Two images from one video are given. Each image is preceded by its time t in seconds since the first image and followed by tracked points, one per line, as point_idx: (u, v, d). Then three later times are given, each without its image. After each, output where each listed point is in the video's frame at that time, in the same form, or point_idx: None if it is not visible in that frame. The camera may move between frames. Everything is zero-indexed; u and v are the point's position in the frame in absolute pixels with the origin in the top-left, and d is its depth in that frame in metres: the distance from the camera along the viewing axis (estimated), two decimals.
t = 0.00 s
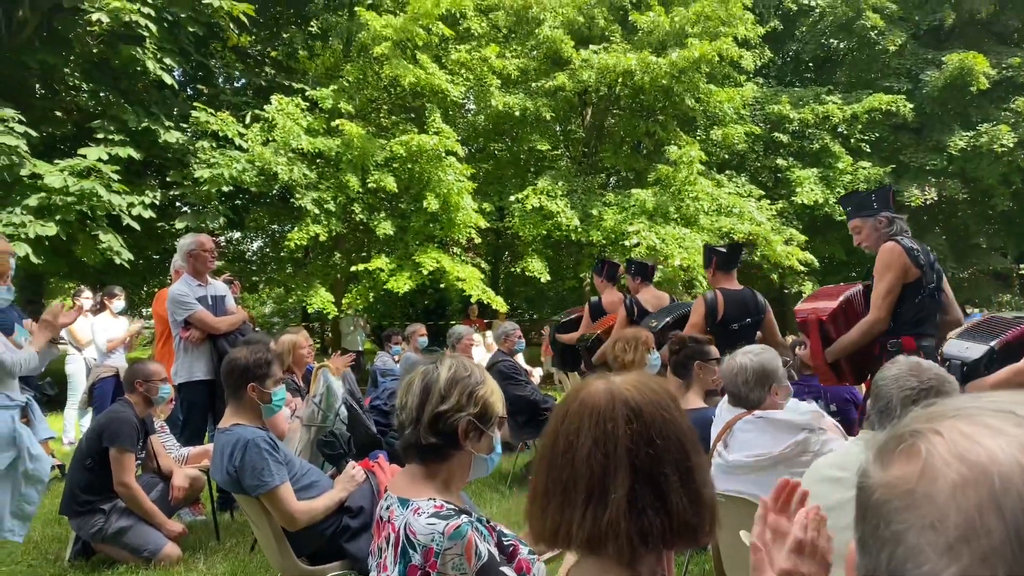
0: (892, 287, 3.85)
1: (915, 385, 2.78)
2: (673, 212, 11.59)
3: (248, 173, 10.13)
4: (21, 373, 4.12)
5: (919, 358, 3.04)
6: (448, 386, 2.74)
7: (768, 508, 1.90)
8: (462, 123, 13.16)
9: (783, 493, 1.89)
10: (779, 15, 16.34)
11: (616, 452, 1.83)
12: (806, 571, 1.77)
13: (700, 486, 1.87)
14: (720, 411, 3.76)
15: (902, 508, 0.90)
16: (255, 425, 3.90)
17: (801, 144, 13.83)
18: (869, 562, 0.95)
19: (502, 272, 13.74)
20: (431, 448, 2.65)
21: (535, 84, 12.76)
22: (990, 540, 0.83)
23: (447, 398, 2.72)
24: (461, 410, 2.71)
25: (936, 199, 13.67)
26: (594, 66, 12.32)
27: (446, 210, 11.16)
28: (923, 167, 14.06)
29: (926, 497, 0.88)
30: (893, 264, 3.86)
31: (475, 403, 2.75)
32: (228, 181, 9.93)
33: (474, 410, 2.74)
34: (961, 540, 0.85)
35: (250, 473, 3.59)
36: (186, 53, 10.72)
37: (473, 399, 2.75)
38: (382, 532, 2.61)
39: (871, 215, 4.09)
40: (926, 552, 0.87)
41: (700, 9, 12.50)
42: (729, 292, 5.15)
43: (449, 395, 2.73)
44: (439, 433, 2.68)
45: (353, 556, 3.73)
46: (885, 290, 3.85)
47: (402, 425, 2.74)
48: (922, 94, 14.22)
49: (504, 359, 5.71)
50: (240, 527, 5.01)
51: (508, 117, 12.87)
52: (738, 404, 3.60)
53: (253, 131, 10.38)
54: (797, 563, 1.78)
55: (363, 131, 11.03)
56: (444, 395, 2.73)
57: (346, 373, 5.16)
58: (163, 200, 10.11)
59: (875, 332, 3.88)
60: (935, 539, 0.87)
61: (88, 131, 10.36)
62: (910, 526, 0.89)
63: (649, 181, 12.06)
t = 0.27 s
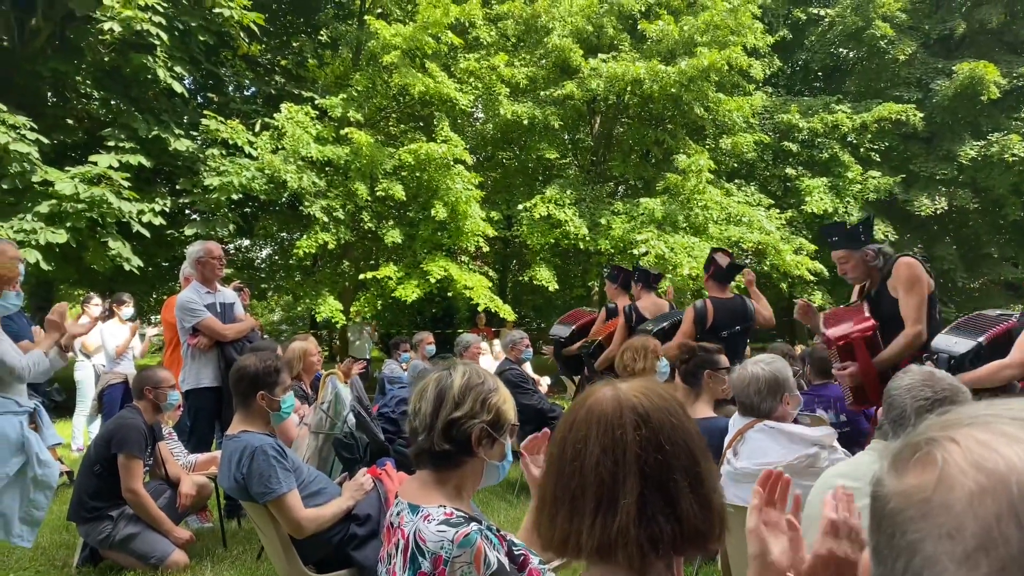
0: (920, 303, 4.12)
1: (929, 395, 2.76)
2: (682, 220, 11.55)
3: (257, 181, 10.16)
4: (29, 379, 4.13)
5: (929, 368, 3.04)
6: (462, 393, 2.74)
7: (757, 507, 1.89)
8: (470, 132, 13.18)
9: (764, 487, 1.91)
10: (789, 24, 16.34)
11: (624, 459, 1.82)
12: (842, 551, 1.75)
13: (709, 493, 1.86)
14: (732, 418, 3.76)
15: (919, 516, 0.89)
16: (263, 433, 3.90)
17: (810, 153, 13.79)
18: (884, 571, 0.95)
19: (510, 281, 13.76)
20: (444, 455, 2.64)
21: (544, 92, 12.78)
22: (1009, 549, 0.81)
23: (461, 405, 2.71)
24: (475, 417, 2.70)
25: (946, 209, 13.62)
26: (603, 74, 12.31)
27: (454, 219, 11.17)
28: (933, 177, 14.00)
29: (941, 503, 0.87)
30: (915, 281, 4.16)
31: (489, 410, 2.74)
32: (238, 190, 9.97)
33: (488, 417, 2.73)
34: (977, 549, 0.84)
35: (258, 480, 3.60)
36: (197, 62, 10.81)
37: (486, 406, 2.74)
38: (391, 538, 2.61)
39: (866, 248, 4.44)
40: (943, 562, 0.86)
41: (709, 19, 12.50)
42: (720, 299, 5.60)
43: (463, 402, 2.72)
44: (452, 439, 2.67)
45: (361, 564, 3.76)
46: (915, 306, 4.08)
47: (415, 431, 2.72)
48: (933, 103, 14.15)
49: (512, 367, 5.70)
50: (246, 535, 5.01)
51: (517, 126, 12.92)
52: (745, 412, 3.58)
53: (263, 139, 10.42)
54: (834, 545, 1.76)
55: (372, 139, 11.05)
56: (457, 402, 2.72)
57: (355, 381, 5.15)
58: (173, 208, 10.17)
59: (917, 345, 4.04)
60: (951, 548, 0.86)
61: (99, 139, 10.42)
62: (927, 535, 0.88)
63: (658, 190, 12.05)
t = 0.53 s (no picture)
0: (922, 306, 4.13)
1: (940, 397, 2.74)
2: (691, 224, 11.54)
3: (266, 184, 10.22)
4: (39, 378, 4.16)
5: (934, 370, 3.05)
6: (474, 394, 2.75)
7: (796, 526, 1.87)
8: (478, 135, 13.23)
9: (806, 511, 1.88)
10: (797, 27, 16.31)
11: (632, 458, 1.83)
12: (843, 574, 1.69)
13: (716, 493, 1.86)
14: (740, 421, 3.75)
15: (927, 508, 0.90)
16: (272, 433, 3.92)
17: (818, 156, 13.77)
18: (893, 565, 0.95)
19: (517, 284, 13.78)
20: (456, 454, 2.64)
21: (551, 95, 12.80)
22: (1018, 542, 0.82)
23: (473, 405, 2.72)
24: (486, 418, 2.72)
25: (956, 212, 13.56)
26: (610, 78, 12.31)
27: (462, 222, 11.20)
28: (942, 180, 13.96)
29: (949, 495, 0.88)
30: (916, 285, 4.16)
31: (500, 411, 2.76)
32: (247, 193, 10.02)
33: (499, 418, 2.74)
34: (987, 542, 0.84)
35: (268, 480, 3.62)
36: (207, 65, 10.89)
37: (497, 407, 2.76)
38: (400, 537, 2.62)
39: (861, 254, 4.51)
40: (952, 554, 0.87)
41: (717, 22, 12.49)
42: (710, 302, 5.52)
43: (474, 403, 2.74)
44: (463, 439, 2.68)
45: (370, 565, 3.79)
46: (918, 311, 4.10)
47: (427, 431, 2.73)
48: (942, 107, 14.09)
49: (520, 370, 5.72)
50: (255, 536, 5.03)
51: (525, 129, 12.98)
52: (755, 414, 3.59)
53: (272, 142, 10.48)
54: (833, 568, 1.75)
55: (380, 143, 11.09)
56: (469, 402, 2.73)
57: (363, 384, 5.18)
58: (183, 211, 10.24)
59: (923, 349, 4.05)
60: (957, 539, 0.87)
61: (109, 142, 10.49)
62: (934, 528, 0.89)
63: (666, 194, 12.04)
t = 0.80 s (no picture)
0: (899, 302, 4.16)
1: (951, 397, 2.73)
2: (698, 223, 11.50)
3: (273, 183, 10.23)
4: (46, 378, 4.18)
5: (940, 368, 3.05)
6: (485, 394, 2.75)
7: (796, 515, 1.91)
8: (485, 134, 13.26)
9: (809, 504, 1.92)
10: (805, 27, 16.27)
11: (642, 456, 1.81)
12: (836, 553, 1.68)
13: (726, 491, 1.85)
14: (758, 415, 3.72)
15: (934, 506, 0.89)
16: (279, 433, 3.94)
17: (826, 155, 13.72)
18: (903, 563, 0.94)
19: (525, 284, 13.78)
20: (466, 455, 2.63)
21: (558, 95, 12.80)
22: None
23: (484, 406, 2.72)
24: (497, 419, 2.71)
25: (964, 211, 13.49)
26: (618, 77, 12.30)
27: (468, 222, 11.19)
28: (951, 180, 13.90)
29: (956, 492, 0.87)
30: (898, 280, 4.19)
31: (511, 412, 2.76)
32: (254, 193, 10.04)
33: (510, 419, 2.74)
34: (993, 540, 0.83)
35: (275, 479, 3.64)
36: (215, 66, 10.92)
37: (507, 409, 2.76)
38: (406, 537, 2.61)
39: (858, 240, 4.49)
40: (959, 552, 0.86)
41: (724, 21, 12.46)
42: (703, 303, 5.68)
43: (486, 404, 2.73)
44: (473, 439, 2.67)
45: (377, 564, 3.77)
46: (893, 308, 4.15)
47: (437, 431, 2.72)
48: (951, 105, 14.03)
49: (527, 369, 5.73)
50: (262, 535, 5.04)
51: (532, 129, 12.99)
52: (777, 409, 3.56)
53: (279, 142, 10.51)
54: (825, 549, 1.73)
55: (387, 142, 11.10)
56: (480, 403, 2.73)
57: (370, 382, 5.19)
58: (191, 211, 10.27)
59: (889, 343, 4.14)
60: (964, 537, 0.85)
61: (117, 142, 10.52)
62: (941, 525, 0.88)
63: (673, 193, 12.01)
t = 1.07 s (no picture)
0: (874, 297, 4.13)
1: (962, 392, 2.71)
2: (705, 220, 11.47)
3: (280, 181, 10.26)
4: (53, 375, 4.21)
5: (952, 365, 3.03)
6: (495, 390, 2.74)
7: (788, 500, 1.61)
8: (492, 132, 13.28)
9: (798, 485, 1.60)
10: (813, 23, 16.20)
11: (647, 456, 1.79)
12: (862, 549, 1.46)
13: (732, 487, 1.83)
14: (785, 404, 3.66)
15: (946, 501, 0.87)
16: (288, 430, 3.96)
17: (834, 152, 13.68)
18: (911, 556, 0.93)
19: (532, 281, 13.79)
20: (477, 451, 2.63)
21: (565, 92, 12.79)
22: None
23: (495, 402, 2.71)
24: (507, 414, 2.71)
25: (974, 207, 13.42)
26: (625, 74, 12.27)
27: (475, 220, 11.20)
28: (960, 176, 13.83)
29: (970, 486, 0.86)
30: (875, 277, 4.15)
31: (522, 406, 2.76)
32: (262, 191, 10.07)
33: (521, 414, 2.74)
34: (1005, 533, 0.82)
35: (283, 476, 3.67)
36: (222, 65, 10.95)
37: (517, 404, 2.75)
38: (415, 531, 2.61)
39: (850, 232, 4.43)
40: (970, 545, 0.85)
41: (732, 18, 12.41)
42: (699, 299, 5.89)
43: (496, 399, 2.72)
44: (484, 435, 2.67)
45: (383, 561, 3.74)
46: (866, 304, 4.12)
47: (447, 427, 2.71)
48: (960, 101, 13.94)
49: (534, 366, 5.73)
50: (270, 532, 5.06)
51: (539, 126, 13.00)
52: (806, 400, 3.52)
53: (287, 140, 10.53)
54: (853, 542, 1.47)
55: (394, 140, 11.11)
56: (491, 399, 2.72)
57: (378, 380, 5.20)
58: (199, 209, 10.31)
59: (857, 338, 4.13)
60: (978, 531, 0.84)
61: (125, 141, 10.56)
62: (953, 517, 0.86)
63: (681, 190, 11.99)
